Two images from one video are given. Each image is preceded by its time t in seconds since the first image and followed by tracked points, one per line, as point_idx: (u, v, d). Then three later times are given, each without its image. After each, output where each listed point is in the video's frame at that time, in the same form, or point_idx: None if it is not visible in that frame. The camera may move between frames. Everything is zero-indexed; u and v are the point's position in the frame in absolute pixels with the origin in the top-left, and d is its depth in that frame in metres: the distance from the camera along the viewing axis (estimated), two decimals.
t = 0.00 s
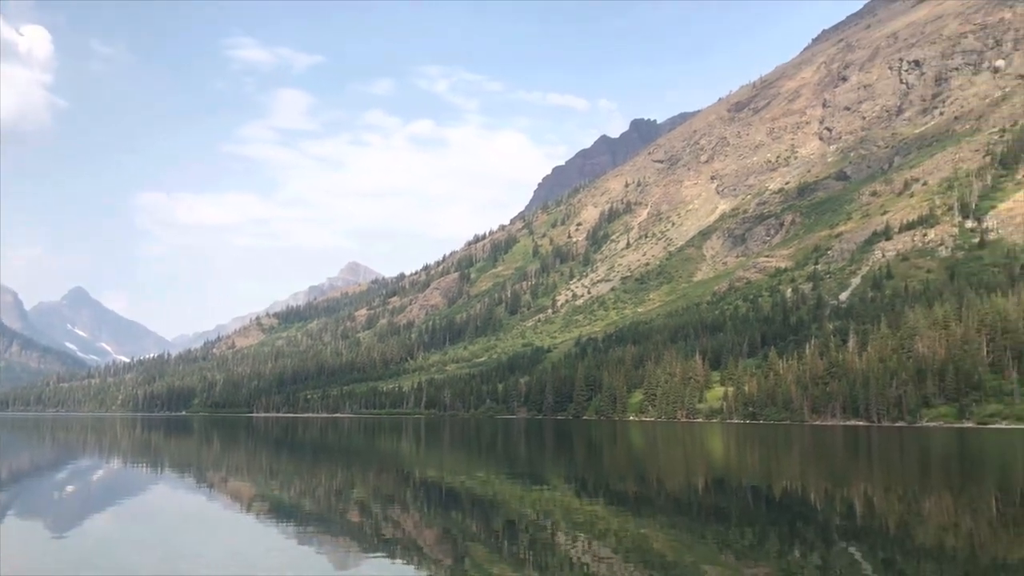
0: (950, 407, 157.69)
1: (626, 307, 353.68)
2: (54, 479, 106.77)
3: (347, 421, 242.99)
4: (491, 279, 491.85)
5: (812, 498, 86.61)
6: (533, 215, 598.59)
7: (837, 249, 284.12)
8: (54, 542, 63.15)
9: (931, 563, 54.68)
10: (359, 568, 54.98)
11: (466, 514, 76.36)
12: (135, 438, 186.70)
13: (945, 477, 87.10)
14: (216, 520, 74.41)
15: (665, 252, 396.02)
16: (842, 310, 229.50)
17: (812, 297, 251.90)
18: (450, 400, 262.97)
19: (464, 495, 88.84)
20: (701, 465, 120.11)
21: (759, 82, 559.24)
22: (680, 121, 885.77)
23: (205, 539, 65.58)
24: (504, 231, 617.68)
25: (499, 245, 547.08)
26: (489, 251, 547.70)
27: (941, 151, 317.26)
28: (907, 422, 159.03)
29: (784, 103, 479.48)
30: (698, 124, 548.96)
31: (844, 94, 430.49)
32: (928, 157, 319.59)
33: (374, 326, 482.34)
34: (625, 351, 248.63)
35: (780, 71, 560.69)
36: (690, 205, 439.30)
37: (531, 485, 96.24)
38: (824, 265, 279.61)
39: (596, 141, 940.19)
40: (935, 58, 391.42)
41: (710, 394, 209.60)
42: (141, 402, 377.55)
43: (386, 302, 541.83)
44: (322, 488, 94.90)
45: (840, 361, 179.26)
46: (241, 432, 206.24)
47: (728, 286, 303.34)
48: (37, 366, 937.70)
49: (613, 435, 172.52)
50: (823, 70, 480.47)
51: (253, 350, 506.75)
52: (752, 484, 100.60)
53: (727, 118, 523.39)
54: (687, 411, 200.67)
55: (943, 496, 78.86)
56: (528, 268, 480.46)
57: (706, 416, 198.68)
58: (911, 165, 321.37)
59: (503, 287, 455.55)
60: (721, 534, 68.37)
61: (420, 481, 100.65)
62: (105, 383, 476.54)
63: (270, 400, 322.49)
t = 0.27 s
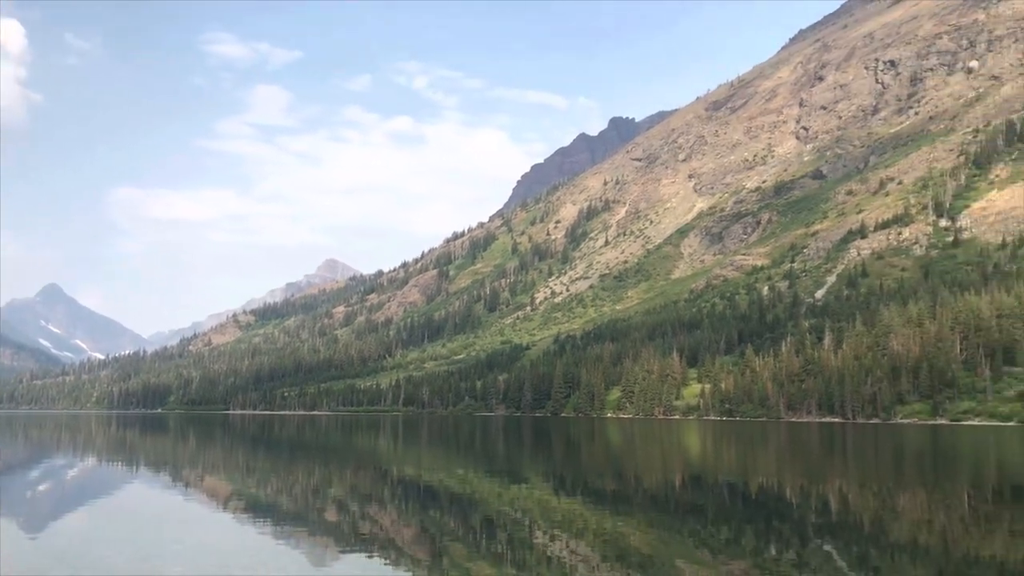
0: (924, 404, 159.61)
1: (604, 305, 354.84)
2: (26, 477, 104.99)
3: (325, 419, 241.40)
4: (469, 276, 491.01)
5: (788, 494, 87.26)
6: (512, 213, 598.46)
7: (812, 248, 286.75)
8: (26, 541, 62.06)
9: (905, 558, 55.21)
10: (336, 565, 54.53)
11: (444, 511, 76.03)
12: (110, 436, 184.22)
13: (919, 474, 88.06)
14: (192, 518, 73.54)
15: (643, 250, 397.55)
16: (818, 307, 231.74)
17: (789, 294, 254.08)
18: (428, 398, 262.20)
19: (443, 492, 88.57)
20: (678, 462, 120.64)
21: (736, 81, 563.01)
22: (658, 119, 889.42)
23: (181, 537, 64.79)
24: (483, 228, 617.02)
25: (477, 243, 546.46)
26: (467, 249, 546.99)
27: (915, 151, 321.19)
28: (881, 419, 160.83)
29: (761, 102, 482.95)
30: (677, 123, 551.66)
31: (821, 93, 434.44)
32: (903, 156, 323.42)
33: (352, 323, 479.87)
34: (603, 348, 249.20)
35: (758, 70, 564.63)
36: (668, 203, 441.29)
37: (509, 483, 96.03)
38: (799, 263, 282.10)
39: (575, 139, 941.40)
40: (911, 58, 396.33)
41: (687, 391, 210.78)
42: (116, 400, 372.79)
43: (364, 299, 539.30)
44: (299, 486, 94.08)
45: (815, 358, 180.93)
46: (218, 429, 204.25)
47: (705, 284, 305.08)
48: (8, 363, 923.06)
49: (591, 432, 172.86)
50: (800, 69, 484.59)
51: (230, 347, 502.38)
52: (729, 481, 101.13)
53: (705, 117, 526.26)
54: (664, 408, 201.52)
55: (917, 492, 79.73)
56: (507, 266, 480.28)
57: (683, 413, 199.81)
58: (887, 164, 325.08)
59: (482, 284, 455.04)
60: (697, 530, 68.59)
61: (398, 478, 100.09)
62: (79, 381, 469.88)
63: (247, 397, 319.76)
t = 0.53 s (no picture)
0: (896, 403, 161.16)
1: (581, 303, 355.53)
2: None
3: (300, 417, 239.33)
4: (446, 274, 489.69)
5: (763, 492, 87.57)
6: (489, 211, 597.83)
7: (787, 248, 289.19)
8: None
9: (879, 555, 55.46)
10: (310, 564, 53.63)
11: (420, 510, 75.34)
12: (81, 434, 180.95)
13: (892, 472, 88.70)
14: (165, 517, 72.17)
15: (620, 249, 398.84)
16: (792, 307, 233.73)
17: (764, 294, 256.07)
18: (404, 396, 260.97)
19: (418, 491, 87.85)
20: (654, 461, 120.79)
21: (713, 82, 566.70)
22: (635, 119, 893.10)
23: (153, 536, 63.53)
24: (460, 227, 615.89)
25: (454, 241, 545.24)
26: (445, 247, 545.67)
27: (889, 152, 325.12)
28: (854, 418, 162.44)
29: (737, 102, 486.32)
30: (654, 122, 554.28)
31: (796, 94, 438.43)
32: (877, 157, 327.26)
33: (328, 321, 476.69)
34: (580, 347, 249.37)
35: (734, 70, 568.79)
36: (645, 202, 443.00)
37: (485, 481, 95.35)
38: (774, 263, 284.43)
39: (552, 138, 942.03)
40: (885, 60, 401.52)
41: (663, 390, 211.55)
42: (88, 398, 366.95)
43: (340, 297, 535.87)
44: (274, 485, 92.75)
45: (790, 357, 182.37)
46: (192, 428, 201.61)
47: (681, 283, 306.58)
48: None
49: (567, 430, 172.82)
50: (776, 70, 488.80)
51: (204, 345, 496.86)
52: (704, 479, 101.34)
53: (682, 117, 529.02)
54: (640, 407, 201.90)
55: (890, 490, 80.26)
56: (484, 264, 479.49)
57: (659, 411, 200.55)
58: (860, 165, 328.73)
59: (459, 282, 453.98)
60: (673, 528, 68.48)
61: (374, 477, 99.09)
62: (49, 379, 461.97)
63: (222, 395, 316.23)
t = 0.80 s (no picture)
0: (869, 403, 162.94)
1: (558, 304, 356.02)
2: None
3: (275, 418, 237.23)
4: (424, 274, 488.20)
5: (738, 492, 88.12)
6: (467, 211, 596.74)
7: (763, 249, 291.50)
8: None
9: (852, 554, 56.00)
10: (286, 565, 53.16)
11: (397, 510, 74.90)
12: (53, 434, 178.05)
13: (865, 472, 89.63)
14: (141, 518, 71.23)
15: (598, 250, 399.99)
16: (767, 308, 235.63)
17: (740, 295, 257.91)
18: (381, 396, 259.67)
19: (395, 491, 87.29)
20: (630, 461, 121.26)
21: (690, 84, 569.94)
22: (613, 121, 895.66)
23: (128, 536, 62.72)
24: (437, 227, 614.33)
25: (432, 241, 543.70)
26: (422, 247, 544.04)
27: (864, 155, 328.94)
28: (828, 419, 164.11)
29: (714, 104, 489.52)
30: (632, 124, 556.45)
31: (772, 97, 442.19)
32: (852, 160, 330.94)
33: (304, 321, 473.21)
34: (557, 347, 249.52)
35: (712, 73, 572.55)
36: (622, 203, 444.57)
37: (462, 481, 95.09)
38: (750, 264, 286.63)
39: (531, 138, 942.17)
40: (860, 64, 406.42)
41: (639, 390, 212.34)
42: (61, 398, 361.18)
43: (317, 297, 532.19)
44: (249, 485, 91.78)
45: (765, 358, 183.72)
46: (167, 428, 199.18)
47: (658, 284, 307.89)
48: None
49: (544, 430, 172.91)
50: (752, 73, 492.80)
51: (179, 344, 491.21)
52: (679, 479, 101.88)
53: (659, 119, 531.56)
54: (617, 407, 202.65)
55: (864, 490, 81.02)
56: (462, 264, 478.54)
57: (635, 412, 201.31)
58: (836, 168, 332.25)
59: (436, 283, 452.68)
60: (649, 527, 68.62)
61: (350, 477, 98.32)
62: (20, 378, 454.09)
63: (197, 395, 312.62)
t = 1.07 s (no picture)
0: (845, 406, 164.41)
1: (538, 306, 356.12)
2: None
3: (253, 419, 235.08)
4: (403, 276, 486.49)
5: (715, 493, 88.35)
6: (447, 212, 595.42)
7: (741, 252, 293.35)
8: None
9: (827, 555, 56.25)
10: (263, 567, 52.54)
11: (374, 513, 74.27)
12: (27, 435, 175.26)
13: (841, 474, 90.21)
14: (116, 520, 70.19)
15: (577, 252, 400.76)
16: (745, 310, 237.03)
17: (718, 297, 259.39)
18: (359, 398, 258.20)
19: (373, 493, 86.60)
20: (609, 462, 121.52)
21: (670, 86, 572.66)
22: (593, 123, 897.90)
23: (102, 539, 61.74)
24: (417, 228, 612.33)
25: (411, 242, 541.77)
26: (402, 248, 542.07)
27: (841, 158, 332.13)
28: (805, 420, 165.19)
29: (693, 107, 492.08)
30: (611, 126, 558.12)
31: (751, 100, 445.28)
32: (830, 164, 334.05)
33: (282, 322, 469.79)
34: (537, 349, 249.31)
35: (691, 76, 575.64)
36: (601, 205, 445.57)
37: (440, 483, 94.66)
38: (728, 266, 288.42)
39: (511, 139, 941.52)
40: (838, 68, 410.80)
41: (618, 392, 212.77)
42: (35, 399, 355.78)
43: (296, 298, 528.49)
44: (226, 487, 90.70)
45: (743, 360, 184.60)
46: (143, 429, 196.77)
47: (636, 286, 308.89)
48: None
49: (523, 432, 172.73)
50: (731, 77, 496.05)
51: (155, 345, 485.58)
52: (658, 480, 102.00)
53: (639, 121, 533.52)
54: (596, 409, 203.06)
55: (840, 492, 81.48)
56: (442, 265, 477.33)
57: (614, 413, 201.75)
58: (813, 171, 335.20)
59: (415, 284, 451.05)
60: (626, 529, 68.48)
61: (328, 479, 97.42)
62: None
63: (174, 396, 309.19)
